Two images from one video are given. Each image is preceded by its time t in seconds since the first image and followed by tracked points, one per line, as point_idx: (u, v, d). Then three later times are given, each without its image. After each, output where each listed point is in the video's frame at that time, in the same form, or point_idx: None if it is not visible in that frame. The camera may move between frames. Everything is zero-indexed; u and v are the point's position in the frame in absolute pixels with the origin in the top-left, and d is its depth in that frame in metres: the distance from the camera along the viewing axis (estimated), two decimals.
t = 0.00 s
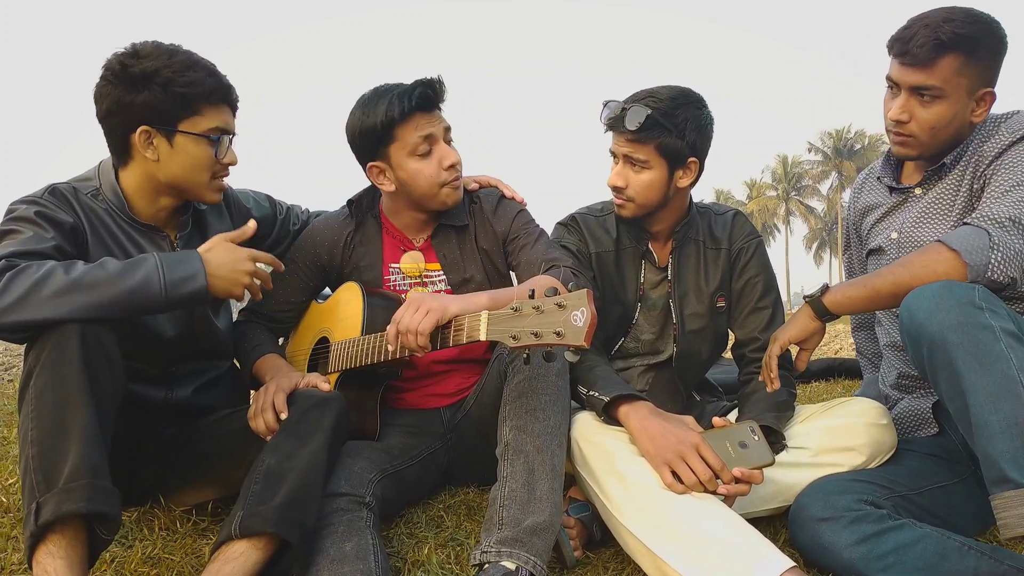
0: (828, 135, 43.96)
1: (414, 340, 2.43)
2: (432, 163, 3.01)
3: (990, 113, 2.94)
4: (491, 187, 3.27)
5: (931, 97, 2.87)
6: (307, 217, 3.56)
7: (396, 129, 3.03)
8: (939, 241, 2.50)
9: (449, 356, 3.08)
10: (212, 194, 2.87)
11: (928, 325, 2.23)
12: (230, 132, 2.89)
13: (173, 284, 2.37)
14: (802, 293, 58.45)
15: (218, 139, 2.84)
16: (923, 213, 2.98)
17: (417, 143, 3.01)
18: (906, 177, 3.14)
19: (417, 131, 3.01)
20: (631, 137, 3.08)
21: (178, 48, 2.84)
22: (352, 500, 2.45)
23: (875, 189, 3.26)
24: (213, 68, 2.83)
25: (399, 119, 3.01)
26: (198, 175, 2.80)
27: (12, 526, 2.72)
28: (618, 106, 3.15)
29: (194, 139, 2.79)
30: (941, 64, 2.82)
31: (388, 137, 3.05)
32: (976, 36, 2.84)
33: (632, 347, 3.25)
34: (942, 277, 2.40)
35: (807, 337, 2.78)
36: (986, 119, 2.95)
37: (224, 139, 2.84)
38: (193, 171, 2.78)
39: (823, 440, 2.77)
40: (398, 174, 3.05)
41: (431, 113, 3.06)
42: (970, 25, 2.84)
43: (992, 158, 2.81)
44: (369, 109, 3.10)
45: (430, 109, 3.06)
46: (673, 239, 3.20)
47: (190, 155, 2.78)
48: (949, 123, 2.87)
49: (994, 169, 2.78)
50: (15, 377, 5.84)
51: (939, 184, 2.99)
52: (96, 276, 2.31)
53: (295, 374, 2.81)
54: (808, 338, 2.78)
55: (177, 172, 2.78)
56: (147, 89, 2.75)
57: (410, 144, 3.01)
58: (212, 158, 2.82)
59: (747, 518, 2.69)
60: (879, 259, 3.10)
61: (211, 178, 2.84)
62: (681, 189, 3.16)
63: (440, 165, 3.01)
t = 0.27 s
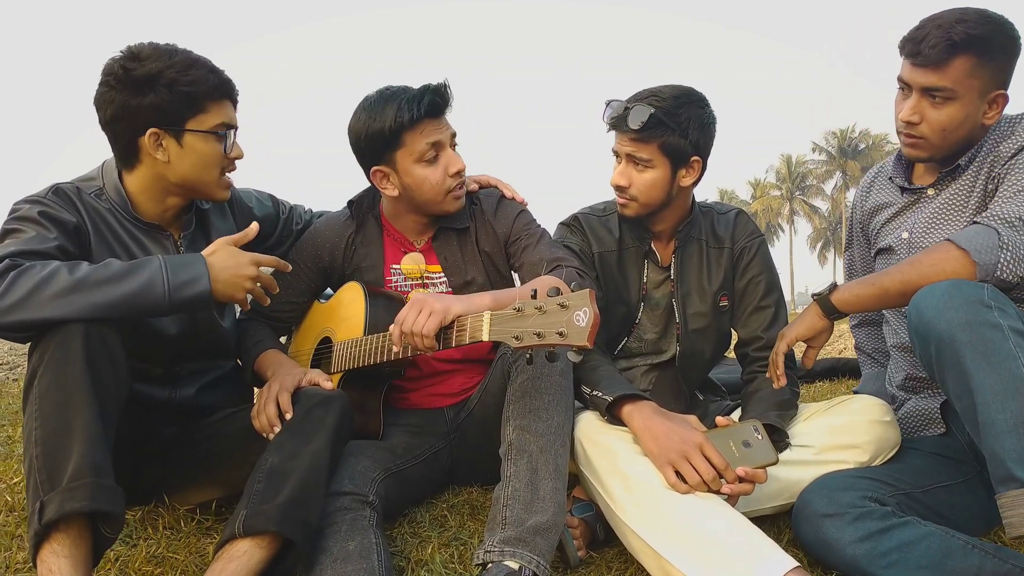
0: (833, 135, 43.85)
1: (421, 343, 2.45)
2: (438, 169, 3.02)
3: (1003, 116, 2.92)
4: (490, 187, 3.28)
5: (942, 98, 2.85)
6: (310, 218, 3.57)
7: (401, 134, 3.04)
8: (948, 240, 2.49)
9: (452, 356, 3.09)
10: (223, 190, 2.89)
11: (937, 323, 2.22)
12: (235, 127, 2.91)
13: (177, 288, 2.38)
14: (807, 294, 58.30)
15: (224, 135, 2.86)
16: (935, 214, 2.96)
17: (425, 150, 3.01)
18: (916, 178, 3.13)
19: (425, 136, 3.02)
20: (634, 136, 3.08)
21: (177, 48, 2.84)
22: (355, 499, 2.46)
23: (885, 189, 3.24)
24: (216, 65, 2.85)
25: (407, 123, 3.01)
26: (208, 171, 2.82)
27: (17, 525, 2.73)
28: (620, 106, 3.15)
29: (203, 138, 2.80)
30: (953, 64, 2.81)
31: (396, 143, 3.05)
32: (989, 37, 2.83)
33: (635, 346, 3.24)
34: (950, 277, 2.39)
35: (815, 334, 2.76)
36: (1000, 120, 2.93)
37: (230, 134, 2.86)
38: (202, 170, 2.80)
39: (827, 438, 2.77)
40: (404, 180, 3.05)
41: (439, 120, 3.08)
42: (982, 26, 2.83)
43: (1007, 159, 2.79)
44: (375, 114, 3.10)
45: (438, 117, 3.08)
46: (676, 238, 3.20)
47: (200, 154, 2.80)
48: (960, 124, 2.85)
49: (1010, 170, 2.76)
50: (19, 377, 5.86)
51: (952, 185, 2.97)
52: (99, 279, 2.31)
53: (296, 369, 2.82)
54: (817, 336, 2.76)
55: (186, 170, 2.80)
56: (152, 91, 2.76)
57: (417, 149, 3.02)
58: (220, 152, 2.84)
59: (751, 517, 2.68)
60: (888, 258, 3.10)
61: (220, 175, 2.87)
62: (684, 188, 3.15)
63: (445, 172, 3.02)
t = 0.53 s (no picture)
0: (834, 134, 43.82)
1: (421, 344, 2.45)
2: (411, 166, 2.99)
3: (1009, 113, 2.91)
4: (490, 186, 3.28)
5: (950, 93, 2.85)
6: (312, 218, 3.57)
7: (379, 128, 3.04)
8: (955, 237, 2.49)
9: (453, 356, 3.09)
10: (228, 189, 2.89)
11: (943, 320, 2.22)
12: (239, 126, 2.91)
13: (182, 294, 2.38)
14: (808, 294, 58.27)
15: (228, 134, 2.86)
16: (940, 210, 2.96)
17: (399, 146, 3.00)
18: (918, 173, 3.13)
19: (400, 132, 3.00)
20: (635, 136, 3.08)
21: (180, 48, 2.85)
22: (356, 499, 2.46)
23: (888, 184, 3.23)
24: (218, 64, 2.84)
25: (381, 118, 3.01)
26: (214, 171, 2.82)
27: (18, 524, 2.74)
28: (620, 105, 3.15)
29: (207, 137, 2.80)
30: (962, 59, 2.81)
31: (375, 138, 3.07)
32: (999, 32, 2.82)
33: (636, 346, 3.24)
34: (957, 274, 2.38)
35: (821, 330, 2.78)
36: (1007, 118, 2.95)
37: (235, 134, 2.86)
38: (208, 170, 2.80)
39: (827, 439, 2.76)
40: (382, 176, 3.08)
41: (417, 118, 3.02)
42: (993, 21, 2.82)
43: (1014, 155, 2.79)
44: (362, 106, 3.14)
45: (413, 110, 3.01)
46: (676, 238, 3.19)
47: (204, 154, 2.80)
48: (967, 120, 2.85)
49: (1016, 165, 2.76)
50: (20, 378, 5.86)
51: (957, 181, 2.97)
52: (103, 282, 2.31)
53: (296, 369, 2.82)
54: (822, 331, 2.78)
55: (192, 170, 2.79)
56: (154, 91, 2.76)
57: (393, 145, 3.01)
58: (225, 152, 2.84)
59: (751, 517, 2.68)
60: (892, 255, 3.09)
61: (226, 174, 2.86)
62: (685, 188, 3.15)
63: (417, 170, 2.97)
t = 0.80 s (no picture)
0: (836, 133, 43.74)
1: (421, 343, 2.45)
2: (428, 170, 3.00)
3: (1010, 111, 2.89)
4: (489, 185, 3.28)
5: (948, 91, 2.84)
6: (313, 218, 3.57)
7: (392, 133, 3.03)
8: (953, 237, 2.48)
9: (453, 356, 3.09)
10: (230, 189, 2.89)
11: (940, 321, 2.21)
12: (241, 127, 2.91)
13: (180, 285, 2.39)
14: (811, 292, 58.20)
15: (231, 134, 2.86)
16: (941, 210, 2.96)
17: (415, 150, 3.01)
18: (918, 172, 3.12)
19: (414, 136, 3.01)
20: (637, 135, 3.07)
21: (182, 48, 2.85)
22: (356, 498, 2.46)
23: (888, 183, 3.22)
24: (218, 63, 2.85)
25: (396, 123, 3.01)
26: (215, 170, 2.82)
27: (19, 524, 2.74)
28: (624, 104, 3.14)
29: (209, 137, 2.81)
30: (960, 56, 2.81)
31: (387, 143, 3.05)
32: (999, 30, 2.81)
33: (636, 346, 3.25)
34: (954, 275, 2.39)
35: (820, 330, 2.77)
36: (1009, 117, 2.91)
37: (237, 134, 2.86)
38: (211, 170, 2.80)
39: (828, 440, 2.76)
40: (394, 180, 3.06)
41: (429, 121, 3.06)
42: (992, 18, 2.81)
43: (1016, 154, 2.78)
44: (367, 112, 3.10)
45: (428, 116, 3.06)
46: (677, 238, 3.19)
47: (206, 154, 2.80)
48: (966, 119, 2.83)
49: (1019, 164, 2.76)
50: (20, 378, 5.87)
51: (957, 180, 2.96)
52: (101, 279, 2.31)
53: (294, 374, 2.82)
54: (822, 331, 2.78)
55: (194, 170, 2.80)
56: (156, 91, 2.76)
57: (406, 150, 3.02)
58: (227, 152, 2.84)
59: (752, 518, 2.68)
60: (895, 252, 3.08)
61: (228, 174, 2.86)
62: (687, 188, 3.15)
63: (435, 173, 2.99)
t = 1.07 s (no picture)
0: (835, 133, 43.74)
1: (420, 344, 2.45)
2: (376, 168, 3.02)
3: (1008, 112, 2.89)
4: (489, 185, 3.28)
5: (945, 93, 2.83)
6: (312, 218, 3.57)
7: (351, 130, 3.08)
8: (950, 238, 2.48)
9: (452, 356, 3.09)
10: (226, 190, 2.89)
11: (939, 322, 2.21)
12: (238, 127, 2.91)
13: (179, 287, 2.38)
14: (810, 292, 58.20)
15: (228, 135, 2.86)
16: (937, 212, 2.97)
17: (365, 148, 3.03)
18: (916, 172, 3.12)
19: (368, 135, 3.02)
20: (637, 134, 3.07)
21: (180, 48, 2.85)
22: (355, 498, 2.46)
23: (885, 182, 3.22)
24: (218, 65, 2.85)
25: (353, 122, 3.05)
26: (211, 172, 2.82)
27: (18, 524, 2.74)
28: (625, 104, 3.13)
29: (205, 138, 2.80)
30: (958, 58, 2.80)
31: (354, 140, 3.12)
32: (996, 31, 2.80)
33: (636, 346, 3.24)
34: (952, 276, 2.39)
35: (819, 330, 2.76)
36: (1008, 118, 2.91)
37: (234, 135, 2.85)
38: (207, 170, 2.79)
39: (827, 440, 2.76)
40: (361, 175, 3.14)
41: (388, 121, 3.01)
42: (989, 20, 2.81)
43: (1013, 155, 2.78)
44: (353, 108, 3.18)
45: (403, 110, 3.02)
46: (677, 238, 3.19)
47: (202, 154, 2.79)
48: (964, 120, 2.83)
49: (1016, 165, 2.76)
50: (20, 378, 5.86)
51: (953, 182, 2.96)
52: (99, 279, 2.31)
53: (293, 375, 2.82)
54: (821, 331, 2.76)
55: (190, 171, 2.80)
56: (153, 91, 2.76)
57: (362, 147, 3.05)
58: (224, 153, 2.84)
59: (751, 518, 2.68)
60: (891, 252, 3.11)
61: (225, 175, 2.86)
62: (687, 188, 3.15)
63: (379, 172, 2.99)
